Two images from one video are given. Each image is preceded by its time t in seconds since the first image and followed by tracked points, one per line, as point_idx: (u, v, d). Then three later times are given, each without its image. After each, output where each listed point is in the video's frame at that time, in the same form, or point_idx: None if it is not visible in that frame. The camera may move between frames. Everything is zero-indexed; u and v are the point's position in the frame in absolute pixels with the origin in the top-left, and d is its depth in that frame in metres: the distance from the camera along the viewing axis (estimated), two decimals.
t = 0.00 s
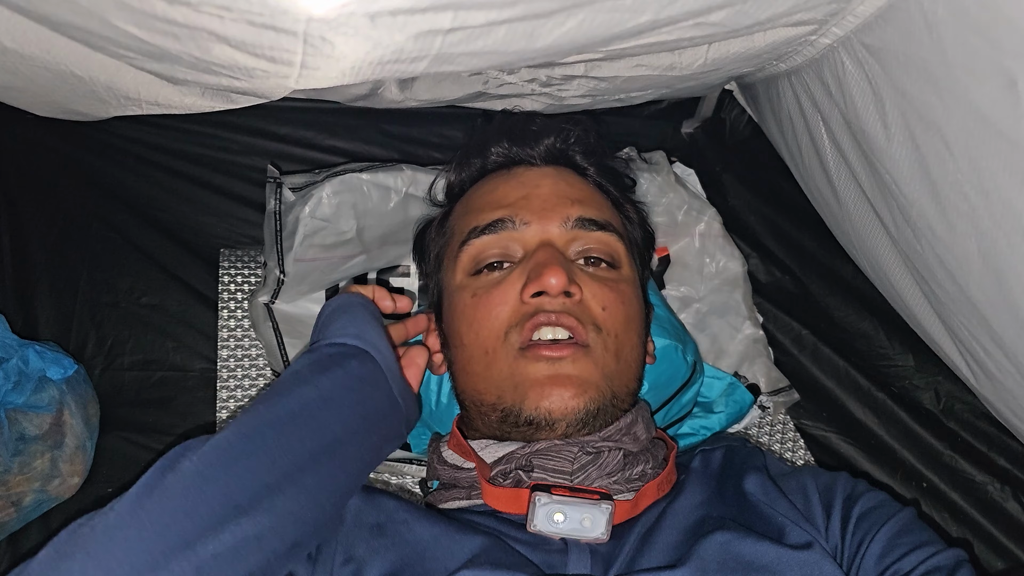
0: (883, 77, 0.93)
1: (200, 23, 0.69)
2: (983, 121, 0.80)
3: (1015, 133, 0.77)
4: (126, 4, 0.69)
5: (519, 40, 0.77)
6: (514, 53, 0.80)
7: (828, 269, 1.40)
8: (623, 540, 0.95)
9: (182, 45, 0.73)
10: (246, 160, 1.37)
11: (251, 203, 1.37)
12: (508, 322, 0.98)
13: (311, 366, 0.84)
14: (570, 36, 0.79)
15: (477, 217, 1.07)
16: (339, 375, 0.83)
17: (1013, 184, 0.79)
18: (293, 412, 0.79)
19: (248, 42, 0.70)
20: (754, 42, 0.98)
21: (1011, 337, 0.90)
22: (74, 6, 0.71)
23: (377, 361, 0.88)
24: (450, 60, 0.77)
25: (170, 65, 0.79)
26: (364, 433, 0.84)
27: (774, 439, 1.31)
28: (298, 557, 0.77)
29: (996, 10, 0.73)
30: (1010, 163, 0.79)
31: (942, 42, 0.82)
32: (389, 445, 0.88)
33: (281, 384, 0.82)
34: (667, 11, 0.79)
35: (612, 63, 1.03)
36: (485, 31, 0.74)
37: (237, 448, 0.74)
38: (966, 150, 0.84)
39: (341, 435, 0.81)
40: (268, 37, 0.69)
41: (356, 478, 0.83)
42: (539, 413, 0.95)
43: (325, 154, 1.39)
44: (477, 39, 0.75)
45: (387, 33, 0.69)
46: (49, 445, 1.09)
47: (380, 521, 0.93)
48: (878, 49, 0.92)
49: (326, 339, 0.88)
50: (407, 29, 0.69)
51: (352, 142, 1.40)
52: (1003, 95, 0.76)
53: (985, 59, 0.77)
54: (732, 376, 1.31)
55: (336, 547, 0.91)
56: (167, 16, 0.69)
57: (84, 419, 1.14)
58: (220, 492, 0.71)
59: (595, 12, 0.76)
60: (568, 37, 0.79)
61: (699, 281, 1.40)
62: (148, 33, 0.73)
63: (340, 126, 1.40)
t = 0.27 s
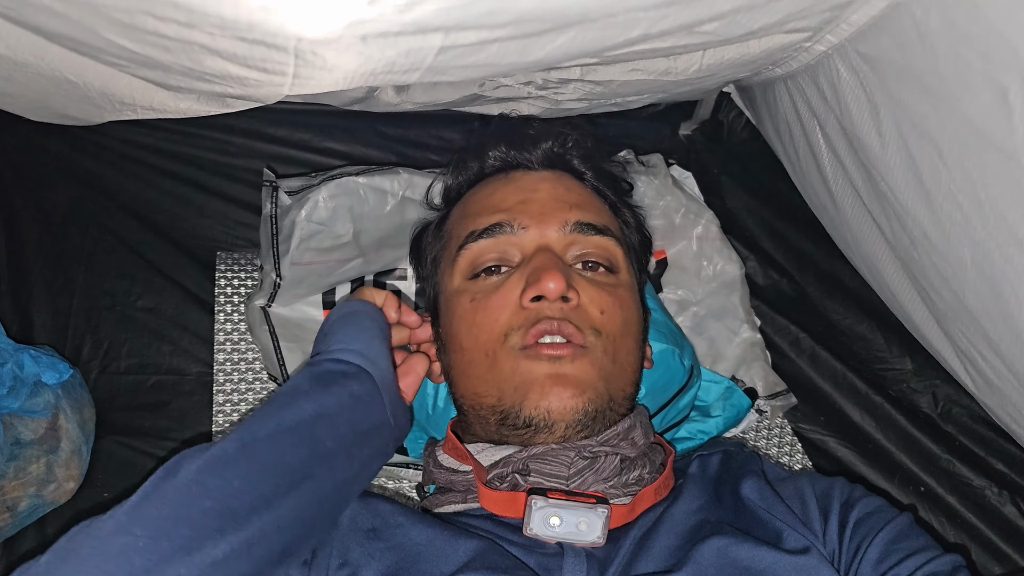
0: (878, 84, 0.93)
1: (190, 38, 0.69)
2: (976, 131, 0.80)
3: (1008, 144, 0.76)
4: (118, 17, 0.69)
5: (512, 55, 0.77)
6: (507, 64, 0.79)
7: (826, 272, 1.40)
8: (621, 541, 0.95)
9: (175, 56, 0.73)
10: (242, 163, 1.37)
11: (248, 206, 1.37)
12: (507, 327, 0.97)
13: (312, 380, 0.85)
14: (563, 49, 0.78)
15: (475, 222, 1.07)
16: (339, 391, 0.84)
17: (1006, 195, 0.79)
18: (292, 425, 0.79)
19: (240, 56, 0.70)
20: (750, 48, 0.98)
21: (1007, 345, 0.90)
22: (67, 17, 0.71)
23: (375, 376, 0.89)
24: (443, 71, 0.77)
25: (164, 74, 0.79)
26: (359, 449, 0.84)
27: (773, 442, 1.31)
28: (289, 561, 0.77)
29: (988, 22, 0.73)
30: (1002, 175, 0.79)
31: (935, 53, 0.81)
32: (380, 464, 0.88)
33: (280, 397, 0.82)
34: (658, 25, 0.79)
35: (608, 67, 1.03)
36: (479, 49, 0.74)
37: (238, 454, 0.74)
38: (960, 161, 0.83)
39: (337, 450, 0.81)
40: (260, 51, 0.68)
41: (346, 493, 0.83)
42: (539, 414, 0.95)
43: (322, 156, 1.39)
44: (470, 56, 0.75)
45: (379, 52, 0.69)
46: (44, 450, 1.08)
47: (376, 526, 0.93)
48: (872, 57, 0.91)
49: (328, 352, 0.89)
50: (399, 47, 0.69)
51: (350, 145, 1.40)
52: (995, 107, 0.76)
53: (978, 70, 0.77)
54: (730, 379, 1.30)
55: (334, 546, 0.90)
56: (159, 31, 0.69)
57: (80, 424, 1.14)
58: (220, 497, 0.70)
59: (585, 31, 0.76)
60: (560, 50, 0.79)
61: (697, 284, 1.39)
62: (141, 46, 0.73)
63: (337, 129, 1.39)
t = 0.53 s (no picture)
0: (878, 86, 0.93)
1: (191, 31, 0.69)
2: (975, 137, 0.80)
3: (1007, 149, 0.77)
4: (117, 13, 0.68)
5: (513, 54, 0.77)
6: (509, 64, 0.79)
7: (826, 271, 1.40)
8: (620, 541, 0.95)
9: (175, 52, 0.73)
10: (242, 162, 1.37)
11: (248, 205, 1.37)
12: (509, 324, 0.97)
13: (324, 392, 0.83)
14: (564, 49, 0.78)
15: (477, 221, 1.07)
16: (349, 410, 0.83)
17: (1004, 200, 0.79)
18: (301, 441, 0.78)
19: (242, 51, 0.70)
20: (751, 50, 0.98)
21: (1002, 349, 0.90)
22: (67, 14, 0.71)
23: (379, 390, 0.88)
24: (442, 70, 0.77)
25: (164, 71, 0.79)
26: (355, 465, 0.85)
27: (773, 441, 1.31)
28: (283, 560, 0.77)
29: (988, 26, 0.73)
30: (1000, 180, 0.79)
31: (935, 56, 0.81)
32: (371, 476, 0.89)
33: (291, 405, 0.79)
34: (660, 25, 0.79)
35: (609, 69, 1.03)
36: (481, 47, 0.74)
37: (246, 464, 0.72)
38: (958, 165, 0.84)
39: (336, 468, 0.82)
40: (260, 46, 0.68)
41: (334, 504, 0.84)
42: (539, 405, 0.95)
43: (322, 155, 1.39)
44: (471, 53, 0.75)
45: (379, 47, 0.69)
46: (44, 449, 1.08)
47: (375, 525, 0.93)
48: (872, 59, 0.91)
49: (342, 360, 0.87)
50: (401, 40, 0.69)
51: (350, 143, 1.40)
52: (994, 111, 0.76)
53: (976, 75, 0.77)
54: (730, 378, 1.30)
55: (333, 548, 0.90)
56: (159, 25, 0.69)
57: (80, 423, 1.14)
58: (223, 508, 0.70)
59: (589, 29, 0.76)
60: (561, 51, 0.79)
61: (697, 283, 1.40)
62: (140, 40, 0.73)
63: (337, 128, 1.39)
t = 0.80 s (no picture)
0: (880, 81, 0.93)
1: (193, 21, 0.69)
2: (981, 126, 0.80)
3: (1013, 138, 0.76)
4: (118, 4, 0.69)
5: (515, 40, 0.77)
6: (510, 53, 0.80)
7: (826, 269, 1.40)
8: (621, 539, 0.95)
9: (176, 45, 0.73)
10: (242, 160, 1.37)
11: (248, 203, 1.37)
12: (507, 323, 0.97)
13: (306, 375, 0.84)
14: (567, 35, 0.78)
15: (476, 218, 1.07)
16: (333, 386, 0.84)
17: (1010, 189, 0.79)
18: (286, 421, 0.78)
19: (244, 42, 0.70)
20: (750, 44, 0.98)
21: (1007, 343, 0.90)
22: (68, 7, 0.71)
23: (368, 370, 0.89)
24: (443, 60, 0.77)
25: (165, 66, 0.79)
26: (355, 447, 0.84)
27: (773, 439, 1.31)
28: (287, 555, 0.77)
29: (993, 15, 0.73)
30: (1006, 169, 0.79)
31: (940, 48, 0.81)
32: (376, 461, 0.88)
33: (275, 393, 0.82)
34: (662, 13, 0.79)
35: (610, 66, 1.04)
36: (482, 30, 0.74)
37: (231, 453, 0.73)
38: (963, 156, 0.83)
39: (334, 447, 0.81)
40: (263, 35, 0.69)
41: (341, 492, 0.83)
42: (538, 406, 0.95)
43: (322, 154, 1.39)
44: (476, 37, 0.74)
45: (380, 33, 0.69)
46: (45, 446, 1.08)
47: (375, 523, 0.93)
48: (875, 53, 0.91)
49: (322, 345, 0.89)
50: (403, 27, 0.69)
51: (350, 142, 1.40)
52: (1000, 101, 0.76)
53: (982, 64, 0.77)
54: (730, 376, 1.30)
55: (333, 546, 0.90)
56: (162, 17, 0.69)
57: (80, 420, 1.14)
58: (214, 499, 0.70)
59: (590, 14, 0.76)
60: (563, 37, 0.79)
61: (697, 281, 1.40)
62: (142, 32, 0.73)
63: (337, 126, 1.39)
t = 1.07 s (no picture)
0: (879, 85, 0.93)
1: (190, 35, 0.69)
2: (980, 132, 0.79)
3: (1012, 144, 0.76)
4: (114, 14, 0.68)
5: (513, 55, 0.77)
6: (509, 65, 0.79)
7: (826, 271, 1.40)
8: (621, 544, 0.95)
9: (173, 53, 0.72)
10: (241, 162, 1.36)
11: (247, 205, 1.37)
12: (508, 327, 0.97)
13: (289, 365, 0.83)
14: (563, 52, 0.78)
15: (474, 222, 1.06)
16: (317, 369, 0.83)
17: (1008, 194, 0.79)
18: (273, 406, 0.77)
19: (240, 55, 0.69)
20: (750, 50, 0.97)
21: (1007, 349, 0.90)
22: (66, 15, 0.71)
23: (355, 355, 0.88)
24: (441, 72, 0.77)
25: (163, 71, 0.78)
26: (349, 427, 0.83)
27: (772, 442, 1.31)
28: (287, 557, 0.76)
29: (994, 22, 0.73)
30: (1004, 176, 0.79)
31: (939, 54, 0.81)
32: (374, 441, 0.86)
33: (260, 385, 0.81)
34: (659, 27, 0.79)
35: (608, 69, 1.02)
36: (479, 49, 0.74)
37: (218, 439, 0.72)
38: (962, 161, 0.83)
39: (326, 427, 0.80)
40: (259, 50, 0.68)
41: (340, 474, 0.81)
42: (543, 410, 0.95)
43: (322, 156, 1.39)
44: (471, 55, 0.75)
45: (379, 52, 0.69)
46: (43, 450, 1.08)
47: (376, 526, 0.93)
48: (874, 57, 0.91)
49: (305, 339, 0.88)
50: (399, 48, 0.69)
51: (349, 144, 1.40)
52: (999, 108, 0.76)
53: (982, 70, 0.77)
54: (731, 379, 1.30)
55: (333, 548, 0.91)
56: (160, 28, 0.69)
57: (79, 423, 1.13)
58: (202, 485, 0.68)
59: (589, 29, 0.75)
60: (561, 52, 0.78)
61: (697, 283, 1.39)
62: (139, 42, 0.72)
63: (336, 128, 1.39)
